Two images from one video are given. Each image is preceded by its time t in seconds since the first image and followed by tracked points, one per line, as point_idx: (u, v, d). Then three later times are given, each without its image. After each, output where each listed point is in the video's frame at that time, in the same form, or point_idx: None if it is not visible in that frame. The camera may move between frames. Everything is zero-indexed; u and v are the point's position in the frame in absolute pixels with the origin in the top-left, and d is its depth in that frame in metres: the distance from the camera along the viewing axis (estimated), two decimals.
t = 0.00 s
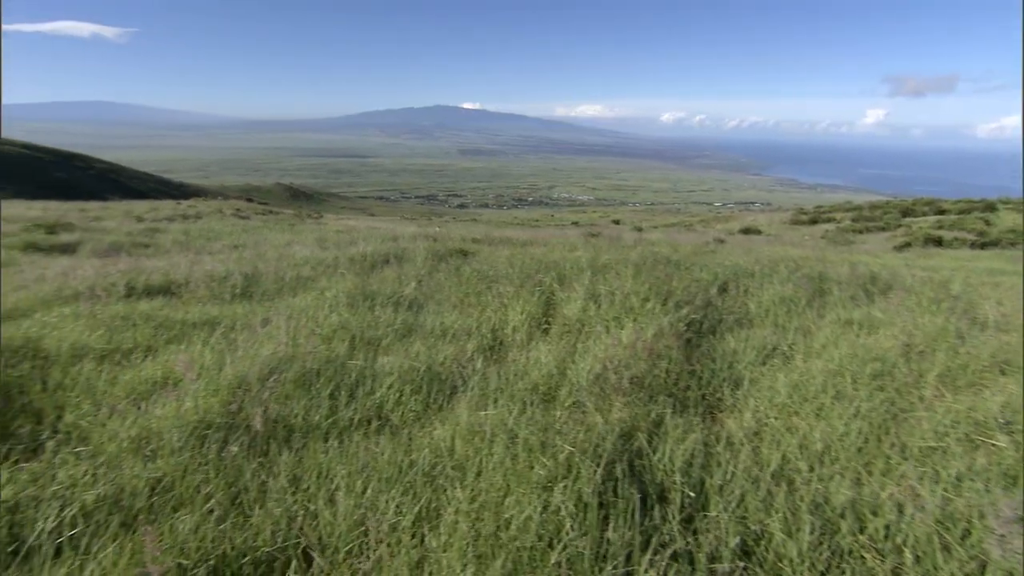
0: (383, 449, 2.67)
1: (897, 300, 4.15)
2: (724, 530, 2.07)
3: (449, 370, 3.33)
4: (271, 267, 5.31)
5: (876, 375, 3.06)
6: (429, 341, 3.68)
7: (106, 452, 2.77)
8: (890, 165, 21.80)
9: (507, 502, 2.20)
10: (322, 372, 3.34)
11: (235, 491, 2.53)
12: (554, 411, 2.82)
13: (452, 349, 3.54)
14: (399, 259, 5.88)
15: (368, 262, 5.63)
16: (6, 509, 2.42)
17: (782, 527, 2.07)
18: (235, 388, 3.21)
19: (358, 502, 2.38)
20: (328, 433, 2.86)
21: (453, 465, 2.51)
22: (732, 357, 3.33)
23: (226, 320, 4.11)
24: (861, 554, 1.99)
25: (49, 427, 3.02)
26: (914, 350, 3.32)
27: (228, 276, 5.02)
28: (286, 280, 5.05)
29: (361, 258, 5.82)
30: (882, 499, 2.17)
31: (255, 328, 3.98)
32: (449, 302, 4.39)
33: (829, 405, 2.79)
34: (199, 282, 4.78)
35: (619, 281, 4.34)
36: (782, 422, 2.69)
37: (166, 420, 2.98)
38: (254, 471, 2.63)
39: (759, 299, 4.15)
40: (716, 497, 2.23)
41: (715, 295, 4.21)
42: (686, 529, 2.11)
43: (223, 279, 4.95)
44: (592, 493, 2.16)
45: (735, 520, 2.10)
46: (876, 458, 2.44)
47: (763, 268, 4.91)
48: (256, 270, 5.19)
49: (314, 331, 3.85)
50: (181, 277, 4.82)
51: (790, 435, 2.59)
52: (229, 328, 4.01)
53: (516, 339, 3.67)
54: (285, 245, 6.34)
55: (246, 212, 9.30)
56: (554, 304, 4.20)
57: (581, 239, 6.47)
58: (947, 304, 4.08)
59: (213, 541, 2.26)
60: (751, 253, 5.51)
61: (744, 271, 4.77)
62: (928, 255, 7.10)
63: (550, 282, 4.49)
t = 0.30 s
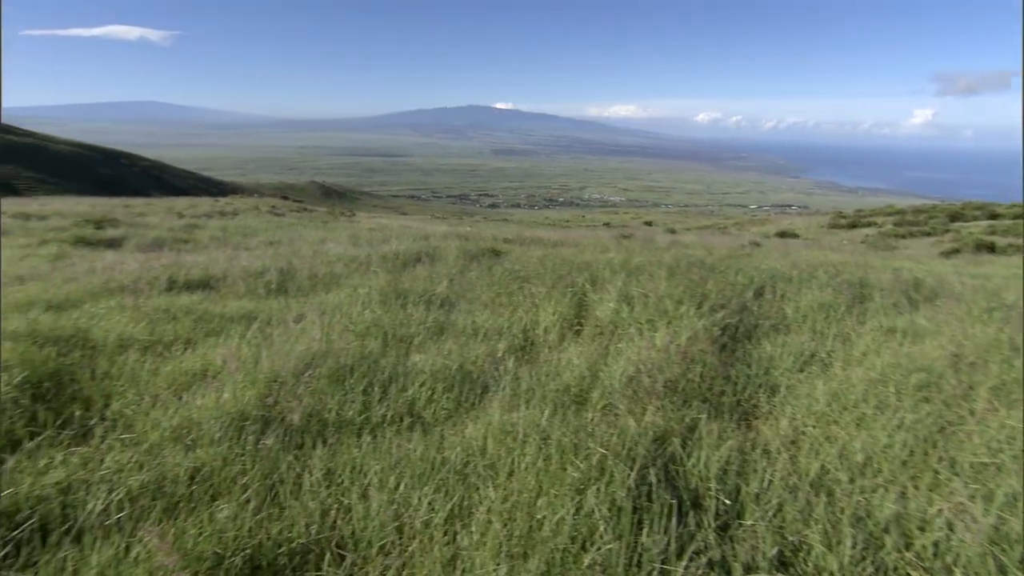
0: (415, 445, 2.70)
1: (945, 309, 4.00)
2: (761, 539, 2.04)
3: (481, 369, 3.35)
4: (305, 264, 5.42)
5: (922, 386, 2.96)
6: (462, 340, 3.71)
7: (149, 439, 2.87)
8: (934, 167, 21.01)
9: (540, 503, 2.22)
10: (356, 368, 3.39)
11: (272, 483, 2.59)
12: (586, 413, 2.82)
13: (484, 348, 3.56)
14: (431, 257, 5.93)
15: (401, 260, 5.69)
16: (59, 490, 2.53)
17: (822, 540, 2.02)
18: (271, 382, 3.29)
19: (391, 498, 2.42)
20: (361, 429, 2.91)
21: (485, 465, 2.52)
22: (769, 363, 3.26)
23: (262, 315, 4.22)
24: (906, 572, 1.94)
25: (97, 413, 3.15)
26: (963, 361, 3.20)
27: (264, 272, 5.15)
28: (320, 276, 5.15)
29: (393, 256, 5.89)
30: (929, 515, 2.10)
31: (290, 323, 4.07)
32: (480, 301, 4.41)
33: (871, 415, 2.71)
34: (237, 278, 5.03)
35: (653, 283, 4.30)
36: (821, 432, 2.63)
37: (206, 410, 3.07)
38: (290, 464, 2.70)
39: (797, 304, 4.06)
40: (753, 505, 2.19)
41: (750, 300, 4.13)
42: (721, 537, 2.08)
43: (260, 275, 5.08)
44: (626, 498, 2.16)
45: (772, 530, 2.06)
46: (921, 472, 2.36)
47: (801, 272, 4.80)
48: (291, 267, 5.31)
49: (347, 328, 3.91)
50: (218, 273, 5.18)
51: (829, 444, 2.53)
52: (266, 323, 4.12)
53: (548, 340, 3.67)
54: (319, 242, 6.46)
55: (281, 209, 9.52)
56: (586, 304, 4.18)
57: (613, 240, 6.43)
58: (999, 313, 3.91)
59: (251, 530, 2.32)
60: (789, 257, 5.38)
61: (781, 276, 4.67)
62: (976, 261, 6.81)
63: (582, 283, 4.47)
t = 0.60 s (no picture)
0: (449, 443, 2.74)
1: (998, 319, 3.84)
2: (801, 550, 1.99)
3: (513, 368, 3.36)
4: (339, 262, 5.51)
5: (973, 399, 2.85)
6: (494, 339, 3.73)
7: (191, 428, 2.97)
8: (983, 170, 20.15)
9: (574, 505, 2.23)
10: (390, 365, 3.44)
11: (307, 475, 2.65)
12: (619, 416, 2.83)
13: (517, 348, 3.57)
14: (463, 256, 5.96)
15: (433, 259, 5.74)
16: (108, 475, 2.64)
17: (866, 554, 1.96)
18: (307, 376, 3.36)
19: (425, 495, 2.45)
20: (394, 426, 2.95)
21: (517, 465, 2.55)
22: (808, 370, 3.19)
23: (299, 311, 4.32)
24: None
25: (142, 402, 3.27)
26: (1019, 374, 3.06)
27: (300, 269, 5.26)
28: (354, 273, 5.23)
29: (426, 254, 5.94)
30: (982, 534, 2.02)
31: (325, 318, 4.15)
32: (513, 301, 4.42)
33: (918, 427, 2.63)
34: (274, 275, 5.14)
35: (687, 286, 4.25)
36: (864, 443, 2.55)
37: (244, 402, 3.15)
38: (325, 457, 2.75)
39: (837, 311, 3.95)
40: (792, 515, 2.14)
41: (788, 305, 4.05)
42: (759, 547, 2.04)
43: (295, 272, 5.21)
44: (662, 504, 2.15)
45: (812, 542, 2.01)
46: (972, 489, 2.27)
47: (842, 278, 4.67)
48: (325, 265, 5.42)
49: (382, 325, 3.97)
50: (257, 270, 5.27)
51: (873, 456, 2.45)
52: (302, 319, 4.21)
53: (581, 341, 3.66)
54: (352, 241, 6.57)
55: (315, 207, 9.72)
56: (619, 307, 4.16)
57: (646, 242, 6.37)
58: None
59: (287, 521, 2.37)
60: (829, 262, 5.24)
61: (820, 282, 4.56)
62: None
63: (615, 285, 4.45)
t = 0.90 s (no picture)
0: (484, 442, 2.78)
1: None
2: (846, 565, 1.94)
3: (548, 369, 3.39)
4: (375, 260, 5.61)
5: None
6: (529, 339, 3.75)
7: (232, 420, 3.06)
8: None
9: (610, 507, 2.26)
10: (425, 363, 3.48)
11: (343, 469, 2.70)
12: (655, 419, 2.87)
13: (552, 349, 3.58)
14: (497, 257, 5.98)
15: (467, 259, 5.78)
16: (156, 461, 2.75)
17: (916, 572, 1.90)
18: (344, 371, 3.43)
19: (461, 493, 2.49)
20: (427, 423, 2.99)
21: (552, 467, 2.59)
22: (851, 380, 3.11)
23: (336, 307, 4.42)
24: None
25: (186, 392, 3.39)
26: None
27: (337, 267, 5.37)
28: (390, 271, 5.30)
29: (460, 254, 5.98)
30: None
31: (361, 315, 4.23)
32: (547, 302, 4.42)
33: (973, 443, 2.53)
34: (312, 271, 5.26)
35: (725, 290, 4.18)
36: (913, 457, 2.47)
37: (283, 395, 3.24)
38: (361, 452, 2.81)
39: (884, 319, 3.83)
40: (835, 528, 2.09)
41: (831, 312, 3.94)
42: (800, 558, 2.00)
43: (332, 270, 5.32)
44: (701, 510, 2.14)
45: (858, 557, 1.96)
46: None
47: (889, 285, 4.52)
48: (362, 262, 5.52)
49: (417, 322, 4.02)
50: (295, 266, 5.41)
51: (922, 471, 2.37)
52: (339, 316, 4.31)
53: (616, 343, 3.66)
54: (387, 239, 6.67)
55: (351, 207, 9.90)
56: (655, 309, 4.13)
57: (683, 244, 6.29)
58: None
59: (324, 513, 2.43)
60: (876, 269, 5.07)
61: (865, 289, 4.42)
62: None
63: (651, 287, 4.41)
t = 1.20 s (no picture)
0: (520, 444, 2.82)
1: None
2: None
3: (586, 370, 3.45)
4: (412, 258, 5.69)
5: None
6: (565, 341, 3.79)
7: (273, 411, 3.15)
8: None
9: (649, 513, 2.26)
10: (461, 362, 3.53)
11: (381, 464, 2.76)
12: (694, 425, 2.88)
13: (589, 351, 3.63)
14: (533, 257, 5.99)
15: (503, 258, 5.81)
16: (201, 449, 2.85)
17: None
18: (381, 367, 3.48)
19: (498, 492, 2.53)
20: (462, 422, 3.05)
21: (589, 470, 2.63)
22: (901, 392, 3.02)
23: (374, 304, 4.50)
24: None
25: (229, 383, 3.50)
26: None
27: (374, 264, 5.47)
28: (427, 270, 5.36)
29: (496, 253, 6.01)
30: None
31: (398, 312, 4.30)
32: (584, 303, 4.44)
33: None
34: (350, 268, 5.37)
35: (767, 296, 4.14)
36: (970, 475, 2.38)
37: (322, 389, 3.31)
38: (398, 447, 2.86)
39: (937, 329, 3.68)
40: (885, 545, 2.03)
41: (879, 320, 3.83)
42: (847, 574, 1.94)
43: (370, 267, 5.41)
44: (743, 520, 2.12)
45: None
46: None
47: (942, 294, 4.34)
48: (399, 260, 5.60)
49: (454, 321, 4.06)
50: (333, 263, 5.52)
51: (981, 491, 2.28)
52: (376, 312, 4.38)
53: (653, 347, 3.69)
54: (424, 238, 6.75)
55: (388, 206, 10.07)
56: (694, 312, 4.12)
57: (722, 247, 6.20)
58: None
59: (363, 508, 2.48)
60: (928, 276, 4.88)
61: (917, 297, 4.27)
62: None
63: (691, 291, 4.38)
